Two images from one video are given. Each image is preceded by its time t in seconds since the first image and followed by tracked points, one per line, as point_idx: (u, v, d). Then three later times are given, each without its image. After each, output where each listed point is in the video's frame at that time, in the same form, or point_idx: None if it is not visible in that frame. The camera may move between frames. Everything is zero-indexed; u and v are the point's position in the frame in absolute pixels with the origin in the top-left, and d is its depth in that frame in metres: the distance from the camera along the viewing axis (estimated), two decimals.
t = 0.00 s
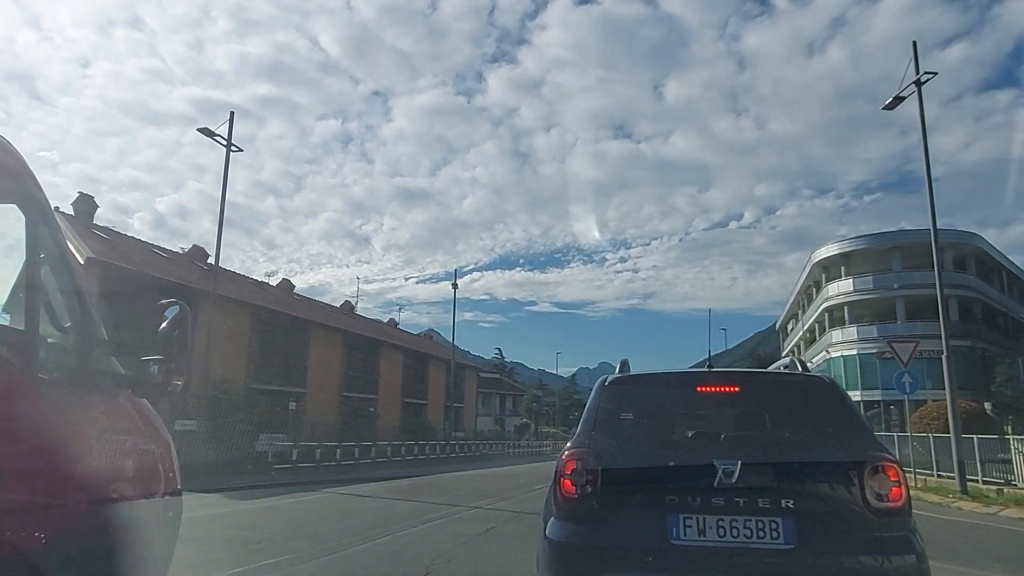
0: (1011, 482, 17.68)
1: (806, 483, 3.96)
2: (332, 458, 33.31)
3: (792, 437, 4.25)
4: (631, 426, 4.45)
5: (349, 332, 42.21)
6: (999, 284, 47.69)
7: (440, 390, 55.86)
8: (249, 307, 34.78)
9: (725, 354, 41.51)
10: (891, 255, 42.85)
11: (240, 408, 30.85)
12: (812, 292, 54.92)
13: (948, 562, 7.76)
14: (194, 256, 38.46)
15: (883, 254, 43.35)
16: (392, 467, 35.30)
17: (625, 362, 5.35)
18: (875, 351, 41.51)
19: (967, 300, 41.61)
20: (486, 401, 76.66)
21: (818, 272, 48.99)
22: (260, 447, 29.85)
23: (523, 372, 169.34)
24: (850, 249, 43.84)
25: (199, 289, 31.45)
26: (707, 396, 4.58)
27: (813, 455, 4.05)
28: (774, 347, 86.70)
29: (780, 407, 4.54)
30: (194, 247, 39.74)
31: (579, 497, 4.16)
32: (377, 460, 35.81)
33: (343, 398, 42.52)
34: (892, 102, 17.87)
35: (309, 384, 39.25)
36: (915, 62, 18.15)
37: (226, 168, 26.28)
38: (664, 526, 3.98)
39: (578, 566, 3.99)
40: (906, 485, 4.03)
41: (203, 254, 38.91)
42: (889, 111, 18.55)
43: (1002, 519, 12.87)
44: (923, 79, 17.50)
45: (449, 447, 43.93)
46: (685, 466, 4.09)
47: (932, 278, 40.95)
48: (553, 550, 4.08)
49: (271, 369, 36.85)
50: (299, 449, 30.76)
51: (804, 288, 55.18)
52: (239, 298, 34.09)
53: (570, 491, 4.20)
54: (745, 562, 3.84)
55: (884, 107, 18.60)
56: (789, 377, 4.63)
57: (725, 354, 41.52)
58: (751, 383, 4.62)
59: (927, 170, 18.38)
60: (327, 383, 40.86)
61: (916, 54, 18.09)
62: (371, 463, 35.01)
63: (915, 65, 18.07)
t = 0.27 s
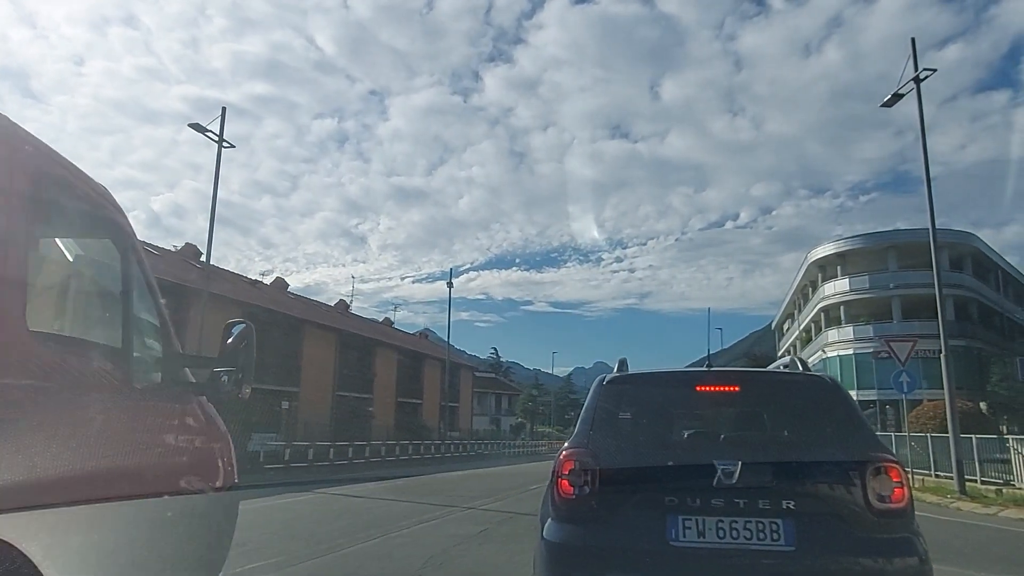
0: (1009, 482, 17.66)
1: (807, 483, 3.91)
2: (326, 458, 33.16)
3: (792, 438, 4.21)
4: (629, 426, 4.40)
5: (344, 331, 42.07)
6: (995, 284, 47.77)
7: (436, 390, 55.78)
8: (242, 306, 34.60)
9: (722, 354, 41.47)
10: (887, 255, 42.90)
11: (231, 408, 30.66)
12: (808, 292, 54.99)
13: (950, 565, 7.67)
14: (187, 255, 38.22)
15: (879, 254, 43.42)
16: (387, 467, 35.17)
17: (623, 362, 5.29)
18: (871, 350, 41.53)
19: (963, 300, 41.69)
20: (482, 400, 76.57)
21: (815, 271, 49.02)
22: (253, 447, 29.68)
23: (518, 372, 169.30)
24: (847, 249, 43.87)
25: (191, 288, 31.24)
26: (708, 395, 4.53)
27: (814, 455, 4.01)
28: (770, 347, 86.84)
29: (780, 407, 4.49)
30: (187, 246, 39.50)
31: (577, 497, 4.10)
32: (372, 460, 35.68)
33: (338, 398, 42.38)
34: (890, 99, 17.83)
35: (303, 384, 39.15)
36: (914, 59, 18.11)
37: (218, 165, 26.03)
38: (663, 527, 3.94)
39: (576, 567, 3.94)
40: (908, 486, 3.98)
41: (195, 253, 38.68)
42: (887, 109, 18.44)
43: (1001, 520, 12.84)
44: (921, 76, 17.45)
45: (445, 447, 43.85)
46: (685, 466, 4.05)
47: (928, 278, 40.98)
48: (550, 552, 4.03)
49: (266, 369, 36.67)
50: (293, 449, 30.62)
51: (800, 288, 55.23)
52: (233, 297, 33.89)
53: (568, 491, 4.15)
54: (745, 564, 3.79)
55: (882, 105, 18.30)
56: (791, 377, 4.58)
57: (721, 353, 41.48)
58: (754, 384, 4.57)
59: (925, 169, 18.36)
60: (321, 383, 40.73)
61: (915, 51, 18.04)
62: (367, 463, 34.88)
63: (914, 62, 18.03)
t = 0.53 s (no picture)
0: (1008, 482, 17.66)
1: (809, 483, 3.84)
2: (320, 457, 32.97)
3: (794, 437, 4.15)
4: (628, 425, 4.32)
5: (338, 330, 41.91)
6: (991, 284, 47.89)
7: (431, 389, 55.66)
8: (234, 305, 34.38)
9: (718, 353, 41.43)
10: (884, 254, 42.95)
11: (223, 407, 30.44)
12: (804, 292, 55.05)
13: (957, 567, 7.57)
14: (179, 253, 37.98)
15: (875, 253, 43.49)
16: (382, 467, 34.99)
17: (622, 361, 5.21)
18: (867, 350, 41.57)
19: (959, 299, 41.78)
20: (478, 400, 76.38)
21: (811, 271, 49.08)
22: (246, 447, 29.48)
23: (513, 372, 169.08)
24: (843, 248, 43.92)
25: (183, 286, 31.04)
26: (708, 394, 4.47)
27: (815, 455, 3.94)
28: (765, 347, 86.92)
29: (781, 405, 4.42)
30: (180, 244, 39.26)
31: (574, 497, 4.03)
32: (368, 460, 35.52)
33: (332, 397, 42.21)
34: (889, 96, 17.80)
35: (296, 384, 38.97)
36: (913, 55, 18.07)
37: (209, 161, 25.78)
38: (663, 528, 3.86)
39: (574, 569, 3.86)
40: (912, 486, 3.92)
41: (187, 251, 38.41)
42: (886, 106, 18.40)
43: (1002, 520, 12.80)
44: (921, 72, 17.42)
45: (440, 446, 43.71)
46: (685, 466, 3.97)
47: (925, 277, 41.04)
48: (548, 553, 3.95)
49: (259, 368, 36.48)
50: (286, 449, 30.44)
51: (796, 287, 55.27)
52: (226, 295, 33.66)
53: (565, 491, 4.07)
54: (747, 566, 3.71)
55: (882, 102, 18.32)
56: (792, 375, 4.52)
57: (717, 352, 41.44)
58: (757, 382, 4.50)
59: (924, 166, 18.32)
60: (315, 382, 40.57)
61: (915, 47, 18.00)
62: (362, 463, 34.70)
63: (913, 58, 17.99)
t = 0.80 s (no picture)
0: (1007, 482, 17.64)
1: (813, 484, 3.76)
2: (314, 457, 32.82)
3: (797, 436, 4.06)
4: (628, 424, 4.23)
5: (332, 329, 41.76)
6: (986, 283, 47.97)
7: (426, 389, 55.57)
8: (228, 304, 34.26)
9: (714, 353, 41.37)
10: (880, 253, 42.98)
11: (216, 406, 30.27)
12: (800, 291, 55.11)
13: (964, 570, 7.48)
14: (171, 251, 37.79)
15: (871, 252, 43.52)
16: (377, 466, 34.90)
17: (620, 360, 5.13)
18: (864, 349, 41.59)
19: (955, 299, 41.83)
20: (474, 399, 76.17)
21: (807, 270, 49.10)
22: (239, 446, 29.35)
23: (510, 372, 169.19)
24: (839, 247, 43.95)
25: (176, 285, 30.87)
26: (709, 393, 4.39)
27: (818, 455, 3.86)
28: (761, 346, 87.04)
29: (784, 404, 4.34)
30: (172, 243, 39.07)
31: (572, 498, 3.93)
32: (363, 460, 35.39)
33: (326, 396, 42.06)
34: (887, 93, 17.73)
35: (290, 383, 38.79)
36: (912, 52, 18.00)
37: (200, 157, 25.53)
38: (662, 530, 3.78)
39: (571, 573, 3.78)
40: (918, 487, 3.84)
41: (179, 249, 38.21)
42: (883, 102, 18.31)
43: (1002, 521, 12.75)
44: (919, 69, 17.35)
45: (435, 446, 43.61)
46: (685, 466, 3.89)
47: (920, 277, 41.08)
48: (545, 556, 3.87)
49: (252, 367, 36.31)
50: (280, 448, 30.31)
51: (792, 287, 55.28)
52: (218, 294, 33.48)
53: (563, 492, 3.97)
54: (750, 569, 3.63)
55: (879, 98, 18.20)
56: (794, 374, 4.44)
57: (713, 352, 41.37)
58: (759, 381, 4.43)
59: (921, 162, 18.25)
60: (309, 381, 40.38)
61: (913, 43, 17.93)
62: (358, 462, 34.59)
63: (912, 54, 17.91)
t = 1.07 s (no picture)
0: (1005, 482, 17.65)
1: (817, 485, 3.70)
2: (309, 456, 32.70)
3: (800, 436, 4.01)
4: (626, 424, 4.17)
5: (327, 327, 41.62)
6: (982, 283, 48.15)
7: (422, 388, 55.46)
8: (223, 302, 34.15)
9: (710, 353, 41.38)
10: (876, 253, 43.10)
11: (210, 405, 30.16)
12: (796, 291, 55.24)
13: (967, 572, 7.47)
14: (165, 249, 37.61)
15: (867, 252, 43.64)
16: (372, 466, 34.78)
17: (619, 358, 5.06)
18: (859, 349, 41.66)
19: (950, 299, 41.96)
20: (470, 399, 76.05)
21: (803, 270, 49.21)
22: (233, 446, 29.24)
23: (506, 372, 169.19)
24: (835, 247, 44.06)
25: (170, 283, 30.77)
26: (709, 392, 4.34)
27: (822, 455, 3.81)
28: (757, 346, 87.23)
29: (787, 403, 4.29)
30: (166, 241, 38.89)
31: (570, 499, 3.87)
32: (358, 460, 35.25)
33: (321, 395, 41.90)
34: (885, 91, 17.72)
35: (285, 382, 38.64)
36: (909, 50, 18.00)
37: (194, 154, 25.37)
38: (662, 532, 3.72)
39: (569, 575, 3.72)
40: (925, 489, 3.79)
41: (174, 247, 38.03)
42: (882, 101, 18.32)
43: (1002, 521, 12.75)
44: (917, 67, 17.35)
45: (430, 445, 43.50)
46: (686, 467, 3.83)
47: (916, 276, 41.19)
48: (541, 558, 3.80)
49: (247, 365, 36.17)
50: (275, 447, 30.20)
51: (788, 286, 55.34)
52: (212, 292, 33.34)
53: (560, 493, 3.91)
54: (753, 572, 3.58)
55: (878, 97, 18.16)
56: (798, 372, 4.39)
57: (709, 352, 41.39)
58: (760, 379, 4.37)
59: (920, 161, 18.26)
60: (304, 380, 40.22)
61: (911, 42, 17.92)
62: (353, 462, 34.46)
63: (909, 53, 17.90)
